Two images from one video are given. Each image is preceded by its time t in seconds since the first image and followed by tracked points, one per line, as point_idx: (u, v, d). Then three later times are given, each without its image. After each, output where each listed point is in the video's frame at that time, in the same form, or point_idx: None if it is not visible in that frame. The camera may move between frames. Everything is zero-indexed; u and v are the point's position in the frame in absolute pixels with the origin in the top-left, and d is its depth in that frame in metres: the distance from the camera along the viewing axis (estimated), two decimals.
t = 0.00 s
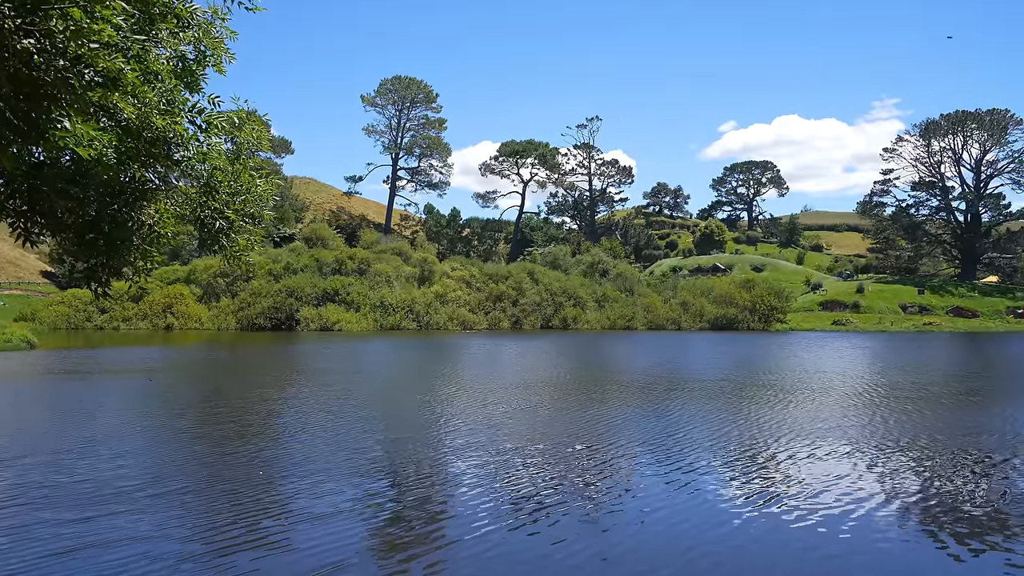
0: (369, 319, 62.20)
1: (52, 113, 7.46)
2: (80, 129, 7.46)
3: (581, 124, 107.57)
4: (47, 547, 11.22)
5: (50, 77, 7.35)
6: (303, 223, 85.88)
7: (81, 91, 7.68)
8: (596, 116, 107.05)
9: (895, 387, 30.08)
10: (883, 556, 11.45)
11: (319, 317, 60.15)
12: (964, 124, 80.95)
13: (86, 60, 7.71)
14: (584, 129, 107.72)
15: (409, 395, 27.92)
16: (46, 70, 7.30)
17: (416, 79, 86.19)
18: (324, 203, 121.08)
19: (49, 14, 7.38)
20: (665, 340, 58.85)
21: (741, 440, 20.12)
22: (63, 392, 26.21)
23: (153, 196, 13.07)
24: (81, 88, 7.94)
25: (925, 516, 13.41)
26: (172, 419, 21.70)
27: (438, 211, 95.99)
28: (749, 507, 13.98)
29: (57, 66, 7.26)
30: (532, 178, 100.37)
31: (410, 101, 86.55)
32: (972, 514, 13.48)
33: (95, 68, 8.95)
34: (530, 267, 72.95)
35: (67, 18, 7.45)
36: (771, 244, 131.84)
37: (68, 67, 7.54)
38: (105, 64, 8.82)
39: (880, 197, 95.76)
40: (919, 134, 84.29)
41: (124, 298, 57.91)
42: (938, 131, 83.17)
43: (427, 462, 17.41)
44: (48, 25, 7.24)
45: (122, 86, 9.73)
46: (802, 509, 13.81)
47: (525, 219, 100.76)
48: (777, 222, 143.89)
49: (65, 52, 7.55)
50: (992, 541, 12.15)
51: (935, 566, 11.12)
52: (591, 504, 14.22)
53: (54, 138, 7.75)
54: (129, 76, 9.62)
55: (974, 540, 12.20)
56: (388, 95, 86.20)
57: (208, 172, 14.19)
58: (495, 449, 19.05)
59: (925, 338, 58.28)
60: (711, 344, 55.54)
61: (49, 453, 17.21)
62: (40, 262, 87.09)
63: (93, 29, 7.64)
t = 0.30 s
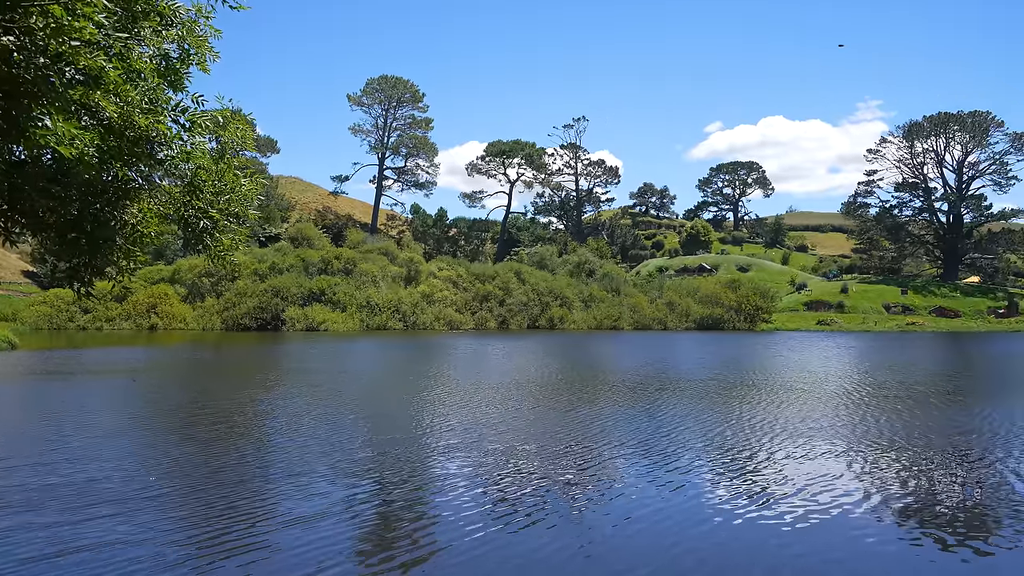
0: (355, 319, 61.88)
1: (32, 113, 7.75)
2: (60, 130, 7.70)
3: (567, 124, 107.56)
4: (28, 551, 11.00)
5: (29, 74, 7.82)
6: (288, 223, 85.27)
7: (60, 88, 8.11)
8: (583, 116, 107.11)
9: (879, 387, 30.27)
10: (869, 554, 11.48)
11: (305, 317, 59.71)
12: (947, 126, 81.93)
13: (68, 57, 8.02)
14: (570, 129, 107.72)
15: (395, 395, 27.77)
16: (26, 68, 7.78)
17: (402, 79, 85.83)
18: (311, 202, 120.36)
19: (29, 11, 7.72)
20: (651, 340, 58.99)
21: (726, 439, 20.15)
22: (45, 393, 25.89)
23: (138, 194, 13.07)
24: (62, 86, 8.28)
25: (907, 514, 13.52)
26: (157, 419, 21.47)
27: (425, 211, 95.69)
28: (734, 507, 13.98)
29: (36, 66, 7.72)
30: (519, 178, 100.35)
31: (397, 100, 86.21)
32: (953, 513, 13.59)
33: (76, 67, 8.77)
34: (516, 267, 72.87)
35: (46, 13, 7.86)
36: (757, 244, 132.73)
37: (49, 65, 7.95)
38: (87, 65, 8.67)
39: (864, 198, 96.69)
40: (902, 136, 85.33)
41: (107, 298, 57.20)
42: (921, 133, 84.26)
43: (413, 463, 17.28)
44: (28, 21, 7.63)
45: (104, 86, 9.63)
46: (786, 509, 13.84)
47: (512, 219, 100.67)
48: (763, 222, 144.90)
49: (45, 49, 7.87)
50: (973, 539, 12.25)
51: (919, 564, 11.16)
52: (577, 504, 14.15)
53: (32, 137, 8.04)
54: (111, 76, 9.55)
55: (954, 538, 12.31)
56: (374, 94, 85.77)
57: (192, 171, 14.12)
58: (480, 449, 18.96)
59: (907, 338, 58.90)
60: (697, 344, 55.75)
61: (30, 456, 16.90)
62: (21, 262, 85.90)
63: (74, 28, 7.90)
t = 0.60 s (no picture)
0: (341, 319, 61.52)
1: (10, 111, 8.11)
2: (40, 127, 7.85)
3: (554, 124, 107.51)
4: (9, 556, 10.78)
5: (12, 73, 8.18)
6: (273, 223, 84.62)
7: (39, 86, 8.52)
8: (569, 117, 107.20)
9: (861, 387, 30.56)
10: (856, 555, 11.48)
11: (290, 317, 59.26)
12: (929, 127, 82.95)
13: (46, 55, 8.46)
14: (557, 129, 107.67)
15: (380, 395, 27.65)
16: (7, 65, 8.12)
17: (388, 78, 85.45)
18: (296, 202, 119.50)
19: (10, 9, 7.91)
20: (638, 340, 59.11)
21: (711, 439, 20.21)
22: (28, 393, 25.61)
23: (118, 194, 13.22)
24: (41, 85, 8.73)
25: (893, 513, 13.61)
26: (142, 420, 21.28)
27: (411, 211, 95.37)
28: (721, 508, 13.99)
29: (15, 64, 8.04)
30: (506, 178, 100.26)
31: (383, 100, 85.84)
32: (938, 512, 13.68)
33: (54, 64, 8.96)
34: (503, 267, 72.75)
35: (25, 11, 8.00)
36: (742, 244, 133.61)
37: (28, 63, 8.33)
38: (66, 60, 8.91)
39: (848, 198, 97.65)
40: (885, 137, 86.26)
41: (89, 298, 56.47)
42: (904, 134, 85.24)
43: (399, 465, 17.14)
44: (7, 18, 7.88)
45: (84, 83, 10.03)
46: (772, 509, 13.87)
47: (499, 219, 100.55)
48: (747, 223, 145.95)
49: (25, 47, 8.27)
50: (958, 537, 12.34)
51: (906, 563, 11.18)
52: (567, 505, 14.09)
53: (12, 136, 8.13)
54: (90, 75, 9.91)
55: (939, 536, 12.39)
56: (360, 94, 85.31)
57: (176, 170, 13.89)
58: (466, 449, 18.88)
59: (890, 338, 59.53)
60: (683, 344, 56.00)
61: (11, 458, 16.59)
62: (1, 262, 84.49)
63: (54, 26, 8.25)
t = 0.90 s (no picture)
0: (327, 319, 61.13)
1: None
2: (20, 126, 7.72)
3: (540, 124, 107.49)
4: None
5: None
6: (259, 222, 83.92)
7: (18, 86, 8.47)
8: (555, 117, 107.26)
9: (845, 386, 30.87)
10: (848, 555, 11.48)
11: (276, 317, 58.81)
12: (912, 129, 83.98)
13: (27, 53, 8.43)
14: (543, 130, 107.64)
15: (366, 395, 27.56)
16: None
17: (375, 77, 85.03)
18: (281, 201, 118.63)
19: None
20: (624, 340, 59.23)
21: (697, 438, 20.27)
22: (9, 394, 25.28)
23: (100, 193, 13.07)
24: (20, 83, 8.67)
25: (883, 512, 13.65)
26: (128, 421, 21.06)
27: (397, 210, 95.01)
28: (710, 508, 13.97)
29: None
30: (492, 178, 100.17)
31: (369, 99, 85.41)
32: (927, 511, 13.77)
33: (35, 62, 8.97)
34: (489, 267, 72.59)
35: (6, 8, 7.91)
36: (727, 245, 134.44)
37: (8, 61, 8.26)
38: (46, 59, 8.86)
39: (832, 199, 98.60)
40: (869, 138, 87.24)
41: (72, 297, 55.69)
42: (887, 135, 86.26)
43: (387, 466, 16.99)
44: None
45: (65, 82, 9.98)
46: (762, 509, 13.87)
47: (485, 219, 100.41)
48: (732, 223, 146.95)
49: (5, 45, 8.21)
50: (948, 537, 12.39)
51: (898, 562, 11.20)
52: (561, 506, 13.99)
53: None
54: (72, 72, 9.86)
55: (930, 535, 12.45)
56: (346, 93, 84.81)
57: (159, 169, 13.68)
58: (454, 450, 18.78)
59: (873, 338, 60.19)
60: (669, 344, 56.21)
61: None
62: None
63: (34, 23, 8.18)
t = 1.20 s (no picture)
0: (313, 319, 60.76)
1: None
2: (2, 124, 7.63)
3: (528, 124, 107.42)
4: None
5: None
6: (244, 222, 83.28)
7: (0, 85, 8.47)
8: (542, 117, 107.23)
9: (829, 386, 31.21)
10: (843, 554, 11.54)
11: (262, 317, 58.41)
12: (896, 131, 84.95)
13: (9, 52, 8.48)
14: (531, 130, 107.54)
15: (353, 395, 27.53)
16: None
17: (362, 77, 84.60)
18: (267, 201, 117.79)
19: None
20: (611, 340, 59.34)
21: (683, 438, 20.41)
22: None
23: (83, 193, 12.99)
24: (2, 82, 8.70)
25: (869, 511, 13.75)
26: (114, 421, 20.88)
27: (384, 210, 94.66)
28: (696, 507, 14.03)
29: None
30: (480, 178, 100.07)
31: (356, 99, 84.98)
32: (911, 509, 13.91)
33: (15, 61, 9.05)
34: (476, 267, 72.43)
35: None
36: (714, 245, 135.20)
37: None
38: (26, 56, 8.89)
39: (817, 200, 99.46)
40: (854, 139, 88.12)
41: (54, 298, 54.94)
42: (871, 136, 87.17)
43: (375, 467, 16.88)
44: None
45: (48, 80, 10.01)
46: (749, 508, 13.96)
47: (473, 219, 100.25)
48: (719, 224, 147.86)
49: None
50: (932, 534, 12.53)
51: (893, 560, 11.29)
52: (554, 507, 13.98)
53: None
54: (56, 71, 9.88)
55: (915, 533, 12.58)
56: (333, 92, 84.31)
57: (143, 169, 13.57)
58: (442, 450, 18.75)
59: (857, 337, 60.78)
60: (656, 344, 56.42)
61: None
62: None
63: (15, 21, 8.21)
